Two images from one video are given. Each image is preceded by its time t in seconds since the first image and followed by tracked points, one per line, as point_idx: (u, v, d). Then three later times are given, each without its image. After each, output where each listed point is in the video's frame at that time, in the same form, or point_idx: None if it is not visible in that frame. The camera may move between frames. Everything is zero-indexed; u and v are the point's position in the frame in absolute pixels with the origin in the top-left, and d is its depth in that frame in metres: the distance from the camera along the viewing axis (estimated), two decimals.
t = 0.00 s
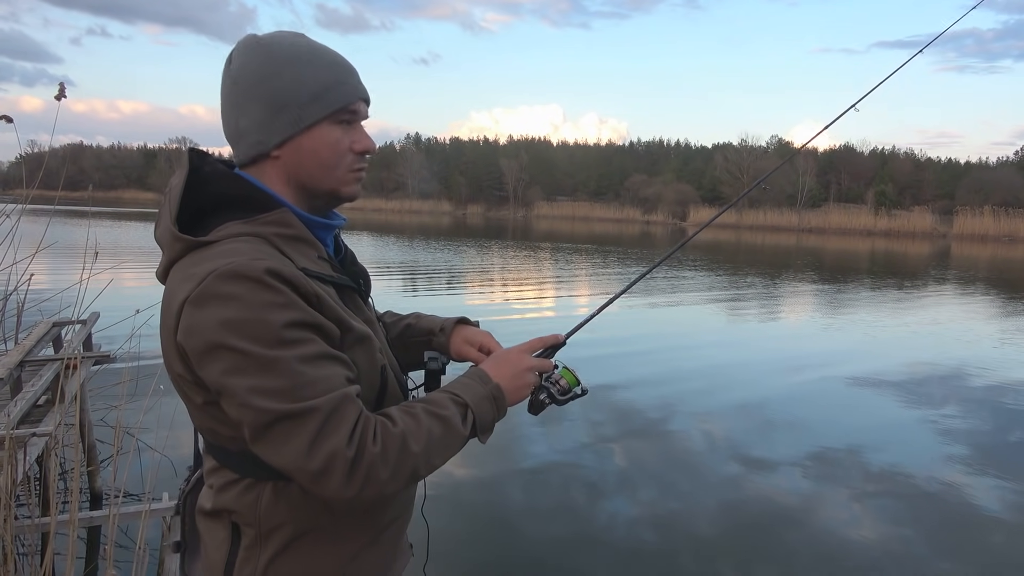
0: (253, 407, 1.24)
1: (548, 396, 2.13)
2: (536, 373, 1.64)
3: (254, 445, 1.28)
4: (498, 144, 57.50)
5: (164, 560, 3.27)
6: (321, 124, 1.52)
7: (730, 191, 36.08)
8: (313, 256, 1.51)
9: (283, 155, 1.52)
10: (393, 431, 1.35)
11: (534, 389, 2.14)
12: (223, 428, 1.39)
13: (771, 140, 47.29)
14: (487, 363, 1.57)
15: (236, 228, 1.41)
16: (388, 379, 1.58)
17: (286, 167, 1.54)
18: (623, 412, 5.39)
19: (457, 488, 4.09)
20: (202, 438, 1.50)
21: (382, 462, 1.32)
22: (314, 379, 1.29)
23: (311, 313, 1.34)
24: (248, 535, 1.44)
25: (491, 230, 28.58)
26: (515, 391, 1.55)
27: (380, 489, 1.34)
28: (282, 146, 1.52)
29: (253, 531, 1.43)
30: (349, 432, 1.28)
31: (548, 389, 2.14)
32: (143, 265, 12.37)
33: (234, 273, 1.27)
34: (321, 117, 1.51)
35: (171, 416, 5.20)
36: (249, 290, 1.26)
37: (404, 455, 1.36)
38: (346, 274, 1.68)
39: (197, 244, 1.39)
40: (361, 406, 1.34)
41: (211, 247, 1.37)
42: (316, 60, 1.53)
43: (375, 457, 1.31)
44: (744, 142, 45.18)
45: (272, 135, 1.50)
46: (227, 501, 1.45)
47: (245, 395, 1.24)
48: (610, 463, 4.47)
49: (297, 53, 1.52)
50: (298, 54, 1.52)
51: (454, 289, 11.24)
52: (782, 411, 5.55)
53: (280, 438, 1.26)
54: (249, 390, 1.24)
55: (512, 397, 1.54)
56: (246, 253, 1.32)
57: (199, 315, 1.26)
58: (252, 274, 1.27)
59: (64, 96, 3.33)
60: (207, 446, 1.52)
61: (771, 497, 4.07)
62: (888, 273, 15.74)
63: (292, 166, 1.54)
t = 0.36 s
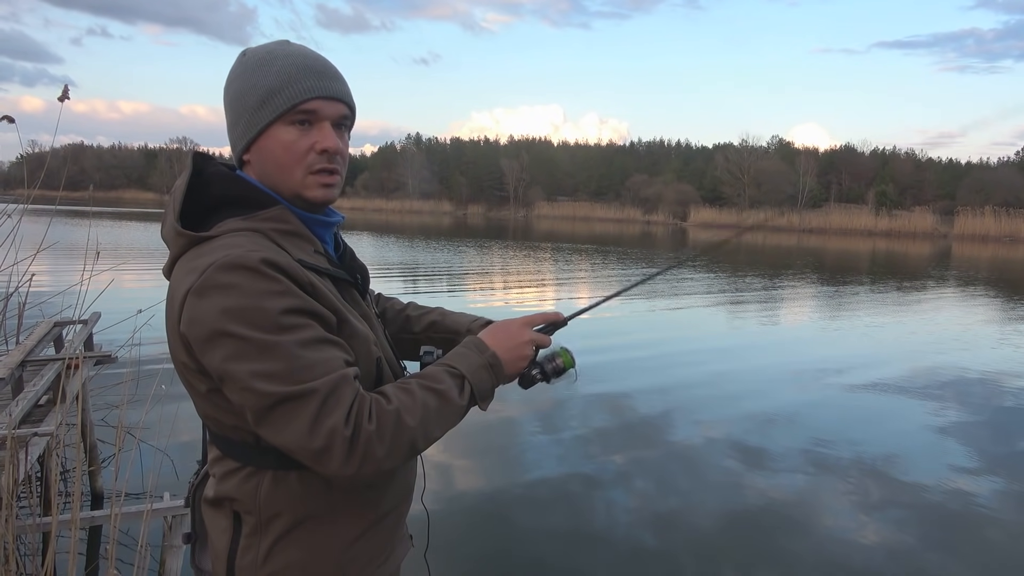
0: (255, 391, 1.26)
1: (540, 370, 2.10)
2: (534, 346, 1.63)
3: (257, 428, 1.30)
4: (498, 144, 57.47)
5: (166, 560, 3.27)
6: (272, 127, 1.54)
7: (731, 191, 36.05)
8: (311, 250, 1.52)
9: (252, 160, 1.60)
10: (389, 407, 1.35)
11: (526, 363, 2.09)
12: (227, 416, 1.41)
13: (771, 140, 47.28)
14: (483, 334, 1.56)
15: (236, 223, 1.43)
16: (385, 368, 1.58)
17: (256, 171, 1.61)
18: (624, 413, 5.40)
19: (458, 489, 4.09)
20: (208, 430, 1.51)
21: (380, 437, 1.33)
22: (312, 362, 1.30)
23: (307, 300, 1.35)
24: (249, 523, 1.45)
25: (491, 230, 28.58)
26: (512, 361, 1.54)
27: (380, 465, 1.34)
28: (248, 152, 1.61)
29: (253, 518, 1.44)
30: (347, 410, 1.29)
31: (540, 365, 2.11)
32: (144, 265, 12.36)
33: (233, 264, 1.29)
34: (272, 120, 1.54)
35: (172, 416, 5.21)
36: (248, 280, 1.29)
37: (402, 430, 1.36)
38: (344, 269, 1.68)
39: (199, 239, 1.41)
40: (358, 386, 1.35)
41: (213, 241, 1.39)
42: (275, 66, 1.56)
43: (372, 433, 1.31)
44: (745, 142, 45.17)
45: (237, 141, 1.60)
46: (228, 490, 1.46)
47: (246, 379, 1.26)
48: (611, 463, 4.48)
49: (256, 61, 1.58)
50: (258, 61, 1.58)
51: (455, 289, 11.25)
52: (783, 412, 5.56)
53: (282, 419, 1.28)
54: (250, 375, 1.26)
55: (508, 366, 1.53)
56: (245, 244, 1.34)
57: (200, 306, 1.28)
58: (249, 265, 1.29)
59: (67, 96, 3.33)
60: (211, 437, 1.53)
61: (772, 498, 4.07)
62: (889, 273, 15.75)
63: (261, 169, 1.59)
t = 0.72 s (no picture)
0: (248, 385, 1.26)
1: (537, 373, 2.12)
2: (526, 350, 1.63)
3: (249, 423, 1.31)
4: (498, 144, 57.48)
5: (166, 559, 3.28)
6: (269, 127, 1.55)
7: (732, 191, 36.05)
8: (311, 246, 1.52)
9: (251, 161, 1.61)
10: (380, 410, 1.35)
11: (524, 366, 2.13)
12: (223, 410, 1.41)
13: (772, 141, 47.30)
14: (477, 343, 1.57)
15: (237, 218, 1.43)
16: (383, 367, 1.58)
17: (255, 171, 1.61)
18: (623, 412, 5.42)
19: (458, 489, 4.10)
20: (207, 425, 1.52)
21: (369, 438, 1.32)
22: (307, 360, 1.30)
23: (304, 297, 1.35)
24: (244, 520, 1.45)
25: (492, 231, 28.59)
26: (504, 370, 1.54)
27: (369, 466, 1.34)
28: (247, 153, 1.61)
29: (249, 514, 1.45)
30: (336, 410, 1.28)
31: (538, 366, 2.13)
32: (145, 266, 12.37)
33: (231, 258, 1.29)
34: (267, 120, 1.54)
35: (173, 416, 5.23)
36: (245, 273, 1.29)
37: (391, 433, 1.36)
38: (345, 267, 1.69)
39: (201, 233, 1.42)
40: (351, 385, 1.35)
41: (213, 235, 1.39)
42: (267, 68, 1.56)
43: (360, 434, 1.31)
44: (745, 142, 45.19)
45: (236, 142, 1.61)
46: (225, 486, 1.47)
47: (240, 373, 1.26)
48: (610, 463, 4.49)
49: (250, 63, 1.58)
50: (252, 64, 1.58)
51: (456, 290, 11.27)
52: (783, 411, 5.57)
53: (274, 414, 1.29)
54: (245, 369, 1.26)
55: (501, 376, 1.53)
56: (243, 238, 1.34)
57: (198, 297, 1.28)
58: (247, 258, 1.30)
59: (68, 97, 3.33)
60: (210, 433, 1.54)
61: (772, 497, 4.09)
62: (889, 273, 15.78)
63: (259, 169, 1.60)
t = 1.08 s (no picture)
0: (239, 384, 1.26)
1: (538, 379, 2.13)
2: (526, 356, 1.63)
3: (240, 423, 1.30)
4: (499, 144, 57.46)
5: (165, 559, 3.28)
6: (266, 121, 1.55)
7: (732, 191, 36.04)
8: (310, 245, 1.51)
9: (249, 158, 1.60)
10: (374, 413, 1.34)
11: (524, 373, 2.14)
12: (217, 410, 1.41)
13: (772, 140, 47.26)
14: (478, 349, 1.57)
15: (234, 214, 1.43)
16: (382, 369, 1.57)
17: (254, 168, 1.61)
18: (624, 412, 5.43)
19: (457, 491, 4.09)
20: (203, 426, 1.52)
21: (362, 443, 1.32)
22: (301, 359, 1.30)
23: (300, 294, 1.35)
24: (239, 525, 1.46)
25: (492, 230, 28.58)
26: (504, 377, 1.54)
27: (360, 470, 1.33)
28: (246, 150, 1.61)
29: (244, 520, 1.45)
30: (329, 412, 1.28)
31: (539, 373, 2.13)
32: (145, 266, 12.36)
33: (226, 253, 1.29)
34: (264, 113, 1.54)
35: (173, 416, 5.23)
36: (240, 270, 1.29)
37: (385, 437, 1.35)
38: (346, 266, 1.68)
39: (198, 229, 1.42)
40: (345, 388, 1.34)
41: (209, 231, 1.39)
42: (260, 62, 1.56)
43: (352, 438, 1.30)
44: (746, 142, 45.19)
45: (233, 139, 1.60)
46: (220, 490, 1.48)
47: (231, 371, 1.26)
48: (610, 463, 4.49)
49: (244, 59, 1.59)
50: (247, 60, 1.58)
51: (456, 289, 11.27)
52: (783, 411, 5.58)
53: (265, 415, 1.28)
54: (237, 366, 1.26)
55: (500, 383, 1.53)
56: (239, 235, 1.34)
57: (191, 293, 1.28)
58: (242, 254, 1.30)
59: (67, 96, 3.32)
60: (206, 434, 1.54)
61: (772, 497, 4.09)
62: (889, 273, 15.78)
63: (258, 165, 1.59)
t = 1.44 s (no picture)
0: (239, 382, 1.26)
1: (548, 382, 2.09)
2: (535, 356, 1.63)
3: (241, 423, 1.30)
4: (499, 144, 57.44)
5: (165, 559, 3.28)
6: (261, 113, 1.55)
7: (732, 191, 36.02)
8: (314, 241, 1.51)
9: (249, 154, 1.60)
10: (378, 413, 1.34)
11: (534, 375, 2.10)
12: (218, 411, 1.41)
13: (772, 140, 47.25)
14: (485, 349, 1.56)
15: (236, 211, 1.43)
16: (386, 372, 1.57)
17: (255, 164, 1.60)
18: (624, 412, 5.43)
19: (457, 490, 4.09)
20: (204, 429, 1.52)
21: (366, 444, 1.32)
22: (303, 358, 1.30)
23: (302, 291, 1.35)
24: (237, 532, 1.47)
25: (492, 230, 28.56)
26: (511, 377, 1.54)
27: (364, 471, 1.33)
28: (243, 146, 1.61)
29: (243, 525, 1.45)
30: (331, 412, 1.28)
31: (548, 375, 2.10)
32: (145, 266, 12.36)
33: (226, 250, 1.29)
34: (258, 105, 1.54)
35: (173, 416, 5.23)
36: (240, 266, 1.29)
37: (389, 438, 1.35)
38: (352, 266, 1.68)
39: (199, 225, 1.42)
40: (348, 387, 1.34)
41: (210, 228, 1.39)
42: (248, 54, 1.57)
43: (356, 438, 1.30)
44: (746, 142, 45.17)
45: (230, 137, 1.61)
46: (220, 496, 1.48)
47: (231, 369, 1.26)
48: (611, 462, 4.49)
49: (232, 56, 1.59)
50: (236, 55, 1.59)
51: (457, 289, 11.27)
52: (784, 411, 5.57)
53: (266, 414, 1.28)
54: (238, 364, 1.26)
55: (508, 383, 1.53)
56: (241, 231, 1.34)
57: (192, 290, 1.28)
58: (243, 251, 1.30)
59: (67, 96, 3.32)
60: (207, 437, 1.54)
61: (772, 496, 4.09)
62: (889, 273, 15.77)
63: (258, 160, 1.59)
